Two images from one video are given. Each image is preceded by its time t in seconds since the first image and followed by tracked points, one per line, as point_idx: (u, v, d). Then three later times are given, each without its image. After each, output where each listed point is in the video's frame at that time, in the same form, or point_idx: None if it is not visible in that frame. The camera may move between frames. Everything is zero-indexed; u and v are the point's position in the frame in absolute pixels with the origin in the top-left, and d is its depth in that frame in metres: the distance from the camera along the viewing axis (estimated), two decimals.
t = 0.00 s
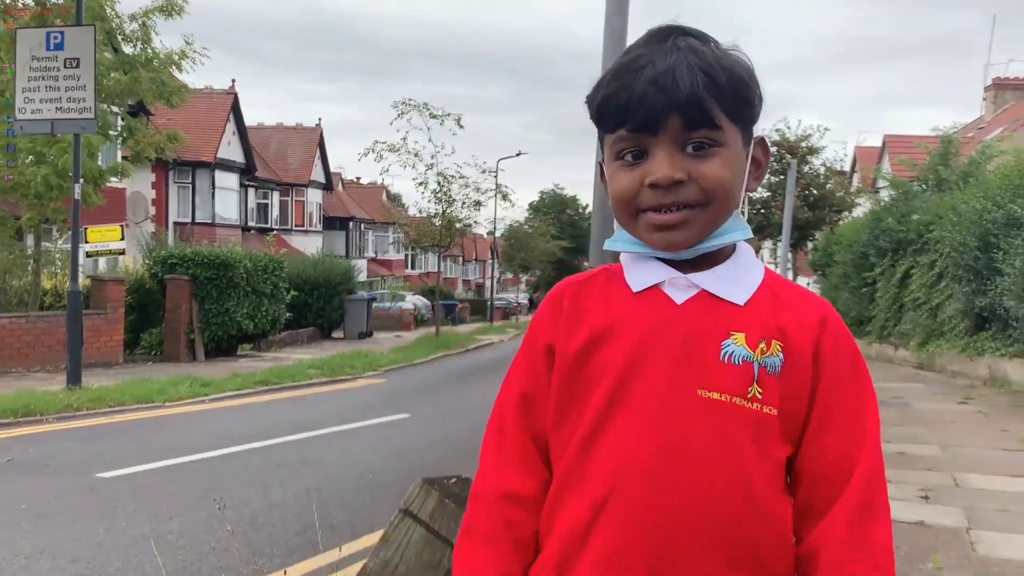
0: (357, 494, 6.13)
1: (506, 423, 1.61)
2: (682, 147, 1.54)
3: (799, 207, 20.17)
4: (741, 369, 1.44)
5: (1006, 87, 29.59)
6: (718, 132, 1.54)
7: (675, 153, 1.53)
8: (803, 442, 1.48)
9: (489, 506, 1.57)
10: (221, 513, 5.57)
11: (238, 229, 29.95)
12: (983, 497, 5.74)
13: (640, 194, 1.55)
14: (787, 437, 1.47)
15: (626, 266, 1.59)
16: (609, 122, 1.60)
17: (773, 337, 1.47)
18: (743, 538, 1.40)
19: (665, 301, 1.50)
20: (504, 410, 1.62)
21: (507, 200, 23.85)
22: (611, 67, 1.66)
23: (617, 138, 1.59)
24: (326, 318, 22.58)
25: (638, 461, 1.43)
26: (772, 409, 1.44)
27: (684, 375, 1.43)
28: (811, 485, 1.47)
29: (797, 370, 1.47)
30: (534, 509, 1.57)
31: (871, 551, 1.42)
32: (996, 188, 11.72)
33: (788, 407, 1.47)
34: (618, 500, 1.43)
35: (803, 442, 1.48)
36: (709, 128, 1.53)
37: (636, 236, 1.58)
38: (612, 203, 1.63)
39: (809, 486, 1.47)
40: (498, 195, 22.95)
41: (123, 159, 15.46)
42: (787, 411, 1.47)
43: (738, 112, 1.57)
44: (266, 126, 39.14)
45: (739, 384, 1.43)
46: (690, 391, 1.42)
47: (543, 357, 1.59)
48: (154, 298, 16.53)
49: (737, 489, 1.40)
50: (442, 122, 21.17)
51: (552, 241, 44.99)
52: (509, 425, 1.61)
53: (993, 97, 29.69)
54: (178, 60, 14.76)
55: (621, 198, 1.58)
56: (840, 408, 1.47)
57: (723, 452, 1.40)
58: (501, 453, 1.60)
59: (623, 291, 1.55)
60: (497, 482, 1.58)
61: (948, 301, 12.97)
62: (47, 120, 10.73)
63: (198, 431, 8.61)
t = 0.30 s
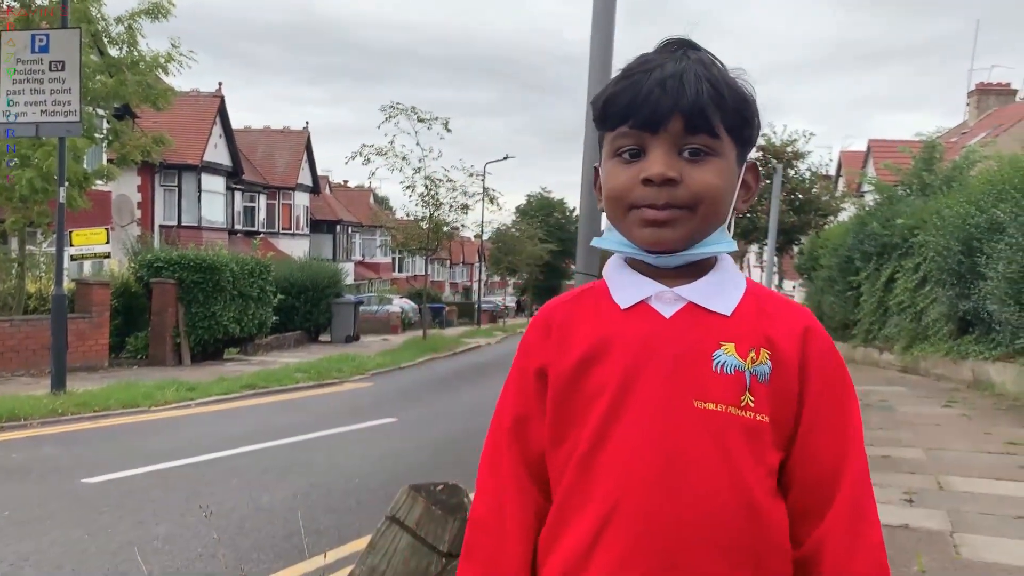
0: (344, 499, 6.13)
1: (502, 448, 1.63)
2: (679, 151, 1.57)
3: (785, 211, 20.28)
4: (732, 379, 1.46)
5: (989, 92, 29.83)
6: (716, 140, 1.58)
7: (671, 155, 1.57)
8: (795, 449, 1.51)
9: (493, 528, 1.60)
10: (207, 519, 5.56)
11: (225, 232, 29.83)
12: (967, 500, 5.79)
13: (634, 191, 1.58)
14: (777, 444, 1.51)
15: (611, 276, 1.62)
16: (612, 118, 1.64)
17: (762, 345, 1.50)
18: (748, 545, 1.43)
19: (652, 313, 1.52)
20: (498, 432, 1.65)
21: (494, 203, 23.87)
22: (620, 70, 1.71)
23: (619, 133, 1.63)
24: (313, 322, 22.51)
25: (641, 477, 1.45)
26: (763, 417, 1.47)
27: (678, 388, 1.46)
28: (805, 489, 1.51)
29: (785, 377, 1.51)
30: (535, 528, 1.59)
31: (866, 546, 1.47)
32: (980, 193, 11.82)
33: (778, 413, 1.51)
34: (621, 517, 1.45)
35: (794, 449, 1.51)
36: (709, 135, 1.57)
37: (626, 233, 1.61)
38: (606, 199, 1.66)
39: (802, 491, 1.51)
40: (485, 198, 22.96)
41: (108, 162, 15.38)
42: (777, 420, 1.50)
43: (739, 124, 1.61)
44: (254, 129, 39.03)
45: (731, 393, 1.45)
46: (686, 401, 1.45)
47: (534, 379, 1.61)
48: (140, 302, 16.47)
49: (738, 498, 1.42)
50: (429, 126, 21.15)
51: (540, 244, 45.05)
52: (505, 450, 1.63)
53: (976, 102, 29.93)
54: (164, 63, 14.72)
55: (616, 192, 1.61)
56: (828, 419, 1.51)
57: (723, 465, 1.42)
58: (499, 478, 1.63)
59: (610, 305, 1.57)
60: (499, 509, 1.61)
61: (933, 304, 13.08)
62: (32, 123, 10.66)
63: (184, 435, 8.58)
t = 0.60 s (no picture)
0: (334, 504, 6.11)
1: (455, 453, 1.56)
2: (647, 165, 1.59)
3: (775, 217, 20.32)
4: (695, 378, 1.52)
5: (978, 99, 30.00)
6: (681, 160, 1.62)
7: (640, 168, 1.59)
8: (739, 449, 1.60)
9: (447, 536, 1.51)
10: (197, 525, 5.52)
11: (215, 236, 29.73)
12: (956, 505, 5.80)
13: (602, 197, 1.58)
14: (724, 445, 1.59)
15: (565, 282, 1.61)
16: (585, 120, 1.62)
17: (714, 348, 1.58)
18: (711, 540, 1.47)
19: (617, 315, 1.53)
20: (449, 438, 1.58)
21: (485, 208, 23.86)
22: (597, 69, 1.69)
23: (590, 136, 1.61)
24: (303, 328, 22.44)
25: (617, 476, 1.44)
26: (718, 416, 1.55)
27: (649, 387, 1.48)
28: (748, 487, 1.59)
29: (733, 379, 1.60)
30: (490, 538, 1.53)
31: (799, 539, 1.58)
32: (969, 199, 11.88)
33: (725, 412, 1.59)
34: (597, 518, 1.44)
35: (737, 450, 1.60)
36: (677, 154, 1.61)
37: (585, 237, 1.61)
38: (566, 199, 1.65)
39: (745, 488, 1.59)
40: (477, 204, 22.95)
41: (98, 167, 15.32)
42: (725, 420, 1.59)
43: (702, 144, 1.66)
44: (244, 134, 38.92)
45: (692, 392, 1.51)
46: (659, 401, 1.47)
47: (492, 382, 1.56)
48: (129, 307, 16.39)
49: (706, 494, 1.48)
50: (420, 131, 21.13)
51: (531, 250, 45.05)
52: (458, 455, 1.55)
53: (963, 109, 30.11)
54: (154, 67, 14.69)
55: (583, 194, 1.60)
56: (766, 420, 1.62)
57: (692, 462, 1.47)
58: (451, 485, 1.54)
59: (570, 307, 1.56)
60: (451, 518, 1.52)
61: (922, 310, 13.13)
62: (21, 127, 10.60)
63: (172, 441, 8.53)
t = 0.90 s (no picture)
0: (332, 509, 6.10)
1: (414, 477, 1.51)
2: (597, 148, 1.61)
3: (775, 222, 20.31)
4: (650, 387, 1.53)
5: (975, 104, 30.03)
6: (625, 145, 1.65)
7: (592, 149, 1.60)
8: (687, 449, 1.63)
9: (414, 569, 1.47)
10: (194, 531, 5.50)
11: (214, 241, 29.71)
12: (955, 509, 5.79)
13: (553, 176, 1.58)
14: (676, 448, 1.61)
15: (513, 290, 1.58)
16: (533, 103, 1.62)
17: (664, 353, 1.59)
18: (670, 545, 1.51)
19: (572, 327, 1.53)
20: (404, 462, 1.53)
21: (484, 213, 23.87)
22: (542, 59, 1.70)
23: (538, 118, 1.61)
24: (302, 333, 22.41)
25: (584, 495, 1.45)
26: (672, 421, 1.57)
27: (611, 402, 1.48)
28: (697, 485, 1.63)
29: (681, 383, 1.62)
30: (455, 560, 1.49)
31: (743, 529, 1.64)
32: (967, 204, 11.87)
33: (676, 416, 1.61)
34: (565, 538, 1.44)
35: (686, 448, 1.64)
36: (623, 138, 1.64)
37: (534, 223, 1.60)
38: (513, 180, 1.62)
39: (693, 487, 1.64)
40: (475, 209, 22.96)
41: (96, 172, 15.30)
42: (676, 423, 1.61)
43: (644, 134, 1.70)
44: (243, 139, 38.93)
45: (649, 401, 1.52)
46: (619, 416, 1.48)
47: (448, 402, 1.52)
48: (127, 312, 16.37)
49: (666, 503, 1.51)
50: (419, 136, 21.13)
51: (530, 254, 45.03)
52: (418, 479, 1.51)
53: (962, 113, 30.19)
54: (153, 71, 14.68)
55: (532, 174, 1.59)
56: (711, 422, 1.66)
57: (653, 473, 1.49)
58: (412, 508, 1.50)
59: (523, 319, 1.53)
60: (418, 545, 1.48)
61: (921, 314, 13.13)
62: (19, 132, 10.60)
63: (169, 446, 8.51)
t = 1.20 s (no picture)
0: (340, 515, 6.11)
1: (432, 475, 1.56)
2: (597, 157, 1.61)
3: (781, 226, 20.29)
4: (668, 392, 1.53)
5: (981, 108, 30.01)
6: (626, 147, 1.64)
7: (590, 161, 1.61)
8: (714, 453, 1.63)
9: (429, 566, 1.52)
10: (203, 537, 5.51)
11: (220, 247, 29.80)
12: (965, 515, 5.78)
13: (556, 197, 1.60)
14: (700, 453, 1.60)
15: (534, 296, 1.61)
16: (526, 129, 1.65)
17: (686, 357, 1.59)
18: (688, 552, 1.50)
19: (589, 331, 1.55)
20: (423, 461, 1.59)
21: (490, 218, 23.91)
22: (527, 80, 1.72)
23: (534, 142, 1.64)
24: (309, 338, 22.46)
25: (592, 497, 1.46)
26: (692, 427, 1.56)
27: (622, 406, 1.49)
28: (723, 492, 1.63)
29: (705, 387, 1.61)
30: (470, 558, 1.53)
31: (774, 537, 1.62)
32: (973, 208, 11.85)
33: (699, 422, 1.60)
34: (572, 541, 1.46)
35: (712, 453, 1.63)
36: (622, 141, 1.63)
37: (547, 243, 1.62)
38: (523, 208, 1.65)
39: (720, 493, 1.63)
40: (481, 214, 23.00)
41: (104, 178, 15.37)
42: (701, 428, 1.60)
43: (644, 131, 1.68)
44: (250, 145, 39.05)
45: (667, 406, 1.52)
46: (630, 420, 1.48)
47: (465, 401, 1.56)
48: (135, 317, 16.44)
49: (681, 510, 1.50)
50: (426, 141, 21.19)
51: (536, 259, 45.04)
52: (434, 479, 1.56)
53: (969, 118, 30.11)
54: (160, 78, 14.75)
55: (536, 200, 1.62)
56: (741, 427, 1.64)
57: (667, 478, 1.49)
58: (430, 508, 1.55)
59: (539, 325, 1.57)
60: (430, 544, 1.53)
61: (928, 318, 13.12)
62: (28, 139, 10.65)
63: (177, 451, 8.53)
